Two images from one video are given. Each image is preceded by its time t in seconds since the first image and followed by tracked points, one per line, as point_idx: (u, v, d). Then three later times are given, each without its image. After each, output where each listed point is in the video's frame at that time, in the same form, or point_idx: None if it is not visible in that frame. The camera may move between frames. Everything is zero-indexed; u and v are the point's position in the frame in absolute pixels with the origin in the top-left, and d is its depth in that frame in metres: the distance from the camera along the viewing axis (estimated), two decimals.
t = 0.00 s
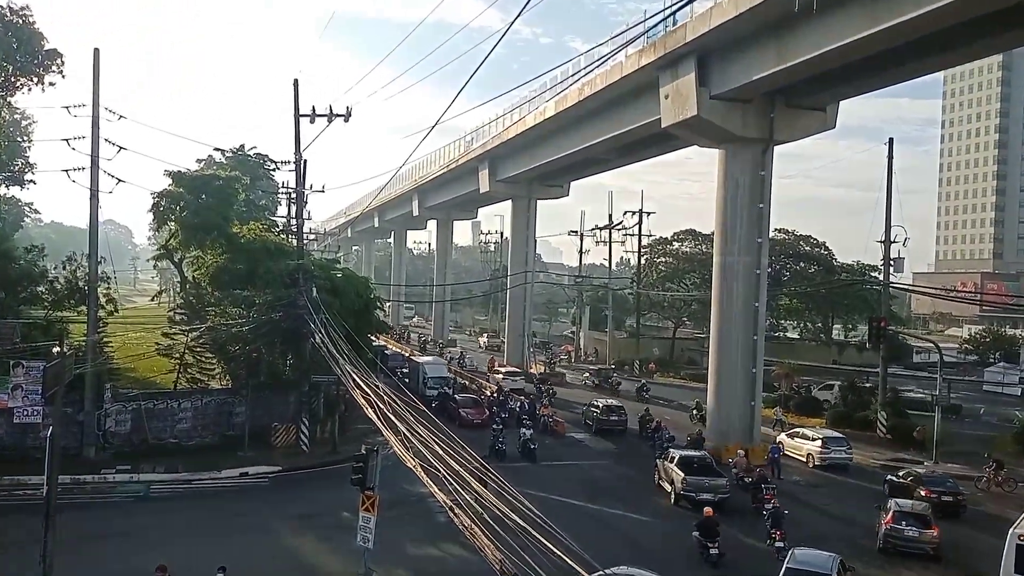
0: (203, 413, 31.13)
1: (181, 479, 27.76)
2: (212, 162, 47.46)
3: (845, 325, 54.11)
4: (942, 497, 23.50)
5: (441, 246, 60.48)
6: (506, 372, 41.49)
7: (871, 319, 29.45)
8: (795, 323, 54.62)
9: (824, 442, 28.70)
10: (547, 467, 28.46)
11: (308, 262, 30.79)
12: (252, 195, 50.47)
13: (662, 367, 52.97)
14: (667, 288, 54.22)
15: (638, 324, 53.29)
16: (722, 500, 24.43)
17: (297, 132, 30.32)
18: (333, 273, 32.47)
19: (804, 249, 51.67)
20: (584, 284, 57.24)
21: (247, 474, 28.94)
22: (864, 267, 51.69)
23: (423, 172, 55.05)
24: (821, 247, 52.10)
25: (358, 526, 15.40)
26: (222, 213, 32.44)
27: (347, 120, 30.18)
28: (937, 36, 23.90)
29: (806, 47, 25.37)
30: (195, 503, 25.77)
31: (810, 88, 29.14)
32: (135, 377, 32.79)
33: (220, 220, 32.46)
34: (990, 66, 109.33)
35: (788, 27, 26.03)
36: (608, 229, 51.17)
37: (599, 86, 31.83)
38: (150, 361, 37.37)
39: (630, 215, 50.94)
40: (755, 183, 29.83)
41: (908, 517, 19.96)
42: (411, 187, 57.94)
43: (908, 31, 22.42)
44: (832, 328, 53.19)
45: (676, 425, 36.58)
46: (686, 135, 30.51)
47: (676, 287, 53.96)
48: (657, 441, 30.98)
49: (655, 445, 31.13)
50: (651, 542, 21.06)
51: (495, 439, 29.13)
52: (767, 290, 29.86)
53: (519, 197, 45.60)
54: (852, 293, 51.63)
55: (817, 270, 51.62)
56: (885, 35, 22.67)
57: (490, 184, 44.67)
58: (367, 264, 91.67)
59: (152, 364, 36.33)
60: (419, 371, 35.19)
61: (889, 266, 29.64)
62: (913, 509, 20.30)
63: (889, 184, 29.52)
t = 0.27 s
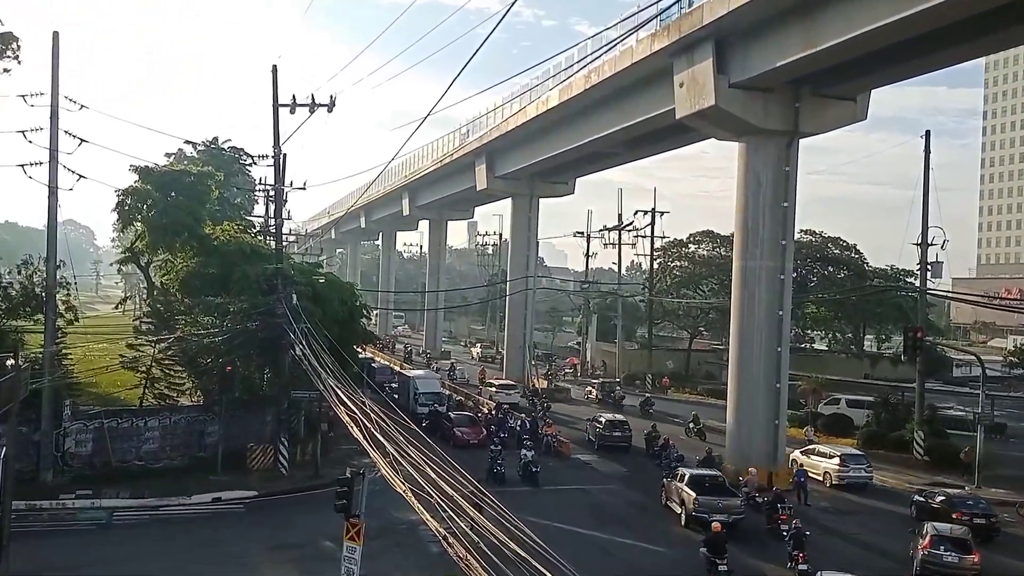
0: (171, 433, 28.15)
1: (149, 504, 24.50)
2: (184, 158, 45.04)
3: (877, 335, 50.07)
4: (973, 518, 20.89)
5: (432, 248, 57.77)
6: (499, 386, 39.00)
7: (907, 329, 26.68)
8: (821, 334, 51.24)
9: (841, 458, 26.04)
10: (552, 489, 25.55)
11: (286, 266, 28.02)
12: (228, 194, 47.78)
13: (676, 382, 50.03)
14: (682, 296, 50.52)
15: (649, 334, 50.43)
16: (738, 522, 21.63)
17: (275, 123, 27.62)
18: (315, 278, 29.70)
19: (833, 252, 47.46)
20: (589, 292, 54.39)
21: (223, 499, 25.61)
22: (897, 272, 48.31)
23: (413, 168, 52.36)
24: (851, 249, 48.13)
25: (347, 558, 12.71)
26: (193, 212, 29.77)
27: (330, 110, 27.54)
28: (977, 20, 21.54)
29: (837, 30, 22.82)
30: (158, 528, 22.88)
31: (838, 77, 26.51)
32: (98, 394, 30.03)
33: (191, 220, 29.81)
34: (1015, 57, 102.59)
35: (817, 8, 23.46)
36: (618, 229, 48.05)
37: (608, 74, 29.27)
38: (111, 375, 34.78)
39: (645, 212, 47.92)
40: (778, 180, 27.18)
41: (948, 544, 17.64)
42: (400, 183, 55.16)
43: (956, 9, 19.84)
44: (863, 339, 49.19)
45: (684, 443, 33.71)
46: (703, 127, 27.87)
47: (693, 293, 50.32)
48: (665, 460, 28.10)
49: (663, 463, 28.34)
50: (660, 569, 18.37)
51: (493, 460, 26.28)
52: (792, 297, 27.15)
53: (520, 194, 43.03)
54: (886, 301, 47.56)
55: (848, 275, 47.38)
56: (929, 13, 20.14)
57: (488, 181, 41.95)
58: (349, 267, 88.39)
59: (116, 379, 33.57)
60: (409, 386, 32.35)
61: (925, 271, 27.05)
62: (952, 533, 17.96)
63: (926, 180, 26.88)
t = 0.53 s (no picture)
0: (148, 448, 26.07)
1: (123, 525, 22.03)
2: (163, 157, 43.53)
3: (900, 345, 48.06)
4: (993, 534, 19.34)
5: (428, 252, 56.14)
6: (492, 396, 37.57)
7: (934, 337, 24.96)
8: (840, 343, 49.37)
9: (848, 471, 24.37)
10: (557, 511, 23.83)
11: (271, 271, 26.33)
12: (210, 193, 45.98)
13: (686, 396, 48.23)
14: (693, 302, 48.76)
15: (658, 343, 48.62)
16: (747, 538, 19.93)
17: (259, 118, 25.94)
18: (302, 284, 27.99)
19: (852, 256, 45.60)
20: (594, 298, 52.58)
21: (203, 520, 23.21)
22: (921, 277, 46.62)
23: (406, 168, 50.73)
24: (873, 252, 46.14)
25: None
26: (171, 213, 28.09)
27: (317, 104, 25.86)
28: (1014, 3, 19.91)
29: (858, 17, 21.22)
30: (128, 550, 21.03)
31: (858, 69, 24.86)
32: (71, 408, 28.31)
33: (170, 220, 28.11)
34: None
35: None
36: (625, 232, 46.24)
37: (613, 67, 27.69)
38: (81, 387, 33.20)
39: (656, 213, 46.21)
40: (796, 178, 25.48)
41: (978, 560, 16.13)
42: (393, 183, 53.46)
43: None
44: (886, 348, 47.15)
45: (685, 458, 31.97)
46: (714, 122, 26.21)
47: (705, 301, 48.55)
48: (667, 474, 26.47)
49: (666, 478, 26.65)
50: None
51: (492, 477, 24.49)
52: (809, 303, 25.49)
53: (521, 193, 41.39)
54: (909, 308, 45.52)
55: (868, 280, 45.45)
56: None
57: (486, 181, 40.34)
58: (343, 272, 86.61)
59: (88, 394, 31.76)
60: (403, 399, 30.60)
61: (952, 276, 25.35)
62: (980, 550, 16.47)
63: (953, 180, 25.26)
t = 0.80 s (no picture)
0: (149, 456, 26.12)
1: (122, 532, 21.98)
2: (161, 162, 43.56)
3: (901, 351, 48.07)
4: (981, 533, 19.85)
5: (427, 257, 56.18)
6: (485, 400, 37.91)
7: (933, 343, 24.93)
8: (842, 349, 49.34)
9: (833, 472, 24.96)
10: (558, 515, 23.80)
11: (271, 277, 26.34)
12: (208, 199, 45.95)
13: (684, 400, 48.28)
14: (694, 307, 48.76)
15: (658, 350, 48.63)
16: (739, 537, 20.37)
17: (259, 124, 25.96)
18: (302, 289, 27.97)
19: (853, 261, 45.52)
20: (593, 303, 52.59)
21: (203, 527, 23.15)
22: (921, 282, 46.70)
23: (405, 173, 50.72)
24: (873, 257, 46.18)
25: None
26: (172, 220, 28.03)
27: (318, 110, 25.86)
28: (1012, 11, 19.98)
29: (856, 24, 21.30)
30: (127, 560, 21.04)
31: (858, 75, 24.90)
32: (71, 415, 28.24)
33: (169, 227, 28.04)
34: None
35: None
36: (625, 237, 46.23)
37: (613, 73, 27.71)
38: (80, 395, 33.14)
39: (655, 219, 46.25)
40: (795, 184, 25.52)
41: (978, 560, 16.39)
42: (393, 189, 53.43)
43: None
44: (886, 354, 47.15)
45: (682, 464, 31.95)
46: (713, 127, 26.23)
47: (706, 307, 48.53)
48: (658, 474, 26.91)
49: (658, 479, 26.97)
50: None
51: (492, 483, 24.47)
52: (809, 308, 25.51)
53: (520, 200, 41.38)
54: (909, 313, 45.52)
55: (869, 286, 45.42)
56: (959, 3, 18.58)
57: (486, 186, 40.34)
58: (342, 277, 86.60)
59: (88, 400, 31.66)
60: (403, 405, 30.56)
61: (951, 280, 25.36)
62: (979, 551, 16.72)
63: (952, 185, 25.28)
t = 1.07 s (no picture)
0: (149, 462, 26.08)
1: (121, 539, 21.92)
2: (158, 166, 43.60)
3: (902, 357, 48.05)
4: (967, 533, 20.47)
5: (428, 263, 56.18)
6: (480, 405, 38.46)
7: (934, 349, 24.88)
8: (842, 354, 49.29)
9: (819, 471, 25.79)
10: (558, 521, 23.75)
11: (271, 282, 26.34)
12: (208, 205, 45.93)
13: (684, 406, 48.22)
14: (694, 313, 48.73)
15: (659, 355, 48.58)
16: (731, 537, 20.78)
17: (260, 131, 25.96)
18: (302, 295, 27.96)
19: (853, 267, 45.55)
20: (594, 309, 52.57)
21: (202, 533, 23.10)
22: (922, 288, 46.71)
23: (406, 179, 50.73)
24: (873, 263, 46.19)
25: None
26: (173, 226, 28.04)
27: (319, 116, 25.87)
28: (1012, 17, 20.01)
29: (855, 31, 21.36)
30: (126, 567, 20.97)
31: (858, 80, 24.90)
32: (71, 421, 28.13)
33: (170, 234, 28.06)
34: None
35: (836, 6, 21.92)
36: (625, 243, 46.16)
37: (613, 79, 27.73)
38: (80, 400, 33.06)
39: (655, 224, 46.22)
40: (796, 190, 25.53)
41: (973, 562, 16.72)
42: (393, 195, 53.42)
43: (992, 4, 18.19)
44: (886, 360, 47.15)
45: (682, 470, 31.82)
46: (713, 133, 26.25)
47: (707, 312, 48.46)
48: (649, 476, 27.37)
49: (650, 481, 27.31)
50: None
51: (493, 489, 24.45)
52: (810, 314, 25.50)
53: (520, 206, 41.41)
54: (909, 318, 45.52)
55: (869, 291, 45.43)
56: (959, 10, 18.61)
57: (486, 192, 40.36)
58: (342, 282, 86.61)
59: (88, 406, 31.63)
60: (403, 411, 30.48)
61: (951, 286, 25.38)
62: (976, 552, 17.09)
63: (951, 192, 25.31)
